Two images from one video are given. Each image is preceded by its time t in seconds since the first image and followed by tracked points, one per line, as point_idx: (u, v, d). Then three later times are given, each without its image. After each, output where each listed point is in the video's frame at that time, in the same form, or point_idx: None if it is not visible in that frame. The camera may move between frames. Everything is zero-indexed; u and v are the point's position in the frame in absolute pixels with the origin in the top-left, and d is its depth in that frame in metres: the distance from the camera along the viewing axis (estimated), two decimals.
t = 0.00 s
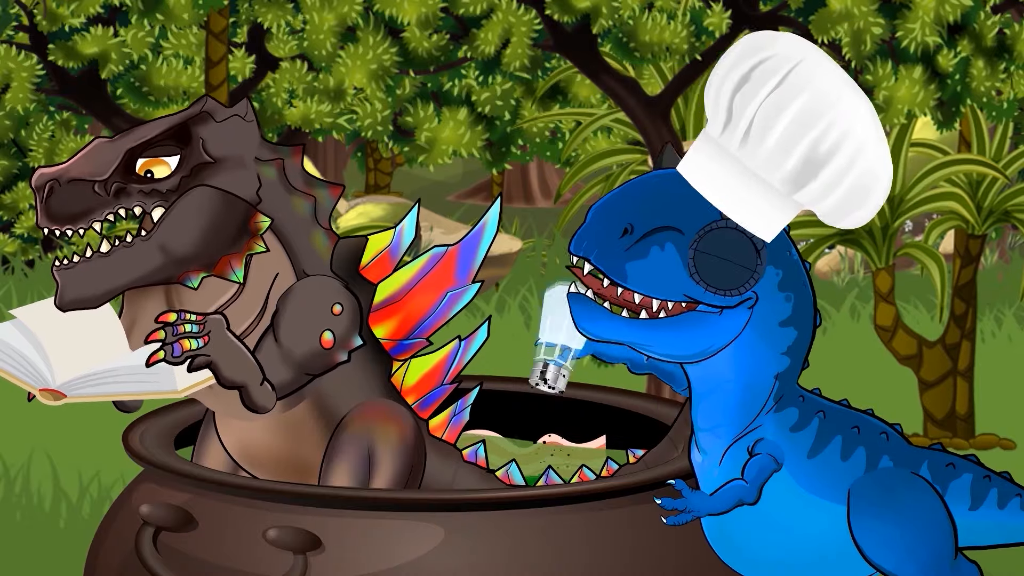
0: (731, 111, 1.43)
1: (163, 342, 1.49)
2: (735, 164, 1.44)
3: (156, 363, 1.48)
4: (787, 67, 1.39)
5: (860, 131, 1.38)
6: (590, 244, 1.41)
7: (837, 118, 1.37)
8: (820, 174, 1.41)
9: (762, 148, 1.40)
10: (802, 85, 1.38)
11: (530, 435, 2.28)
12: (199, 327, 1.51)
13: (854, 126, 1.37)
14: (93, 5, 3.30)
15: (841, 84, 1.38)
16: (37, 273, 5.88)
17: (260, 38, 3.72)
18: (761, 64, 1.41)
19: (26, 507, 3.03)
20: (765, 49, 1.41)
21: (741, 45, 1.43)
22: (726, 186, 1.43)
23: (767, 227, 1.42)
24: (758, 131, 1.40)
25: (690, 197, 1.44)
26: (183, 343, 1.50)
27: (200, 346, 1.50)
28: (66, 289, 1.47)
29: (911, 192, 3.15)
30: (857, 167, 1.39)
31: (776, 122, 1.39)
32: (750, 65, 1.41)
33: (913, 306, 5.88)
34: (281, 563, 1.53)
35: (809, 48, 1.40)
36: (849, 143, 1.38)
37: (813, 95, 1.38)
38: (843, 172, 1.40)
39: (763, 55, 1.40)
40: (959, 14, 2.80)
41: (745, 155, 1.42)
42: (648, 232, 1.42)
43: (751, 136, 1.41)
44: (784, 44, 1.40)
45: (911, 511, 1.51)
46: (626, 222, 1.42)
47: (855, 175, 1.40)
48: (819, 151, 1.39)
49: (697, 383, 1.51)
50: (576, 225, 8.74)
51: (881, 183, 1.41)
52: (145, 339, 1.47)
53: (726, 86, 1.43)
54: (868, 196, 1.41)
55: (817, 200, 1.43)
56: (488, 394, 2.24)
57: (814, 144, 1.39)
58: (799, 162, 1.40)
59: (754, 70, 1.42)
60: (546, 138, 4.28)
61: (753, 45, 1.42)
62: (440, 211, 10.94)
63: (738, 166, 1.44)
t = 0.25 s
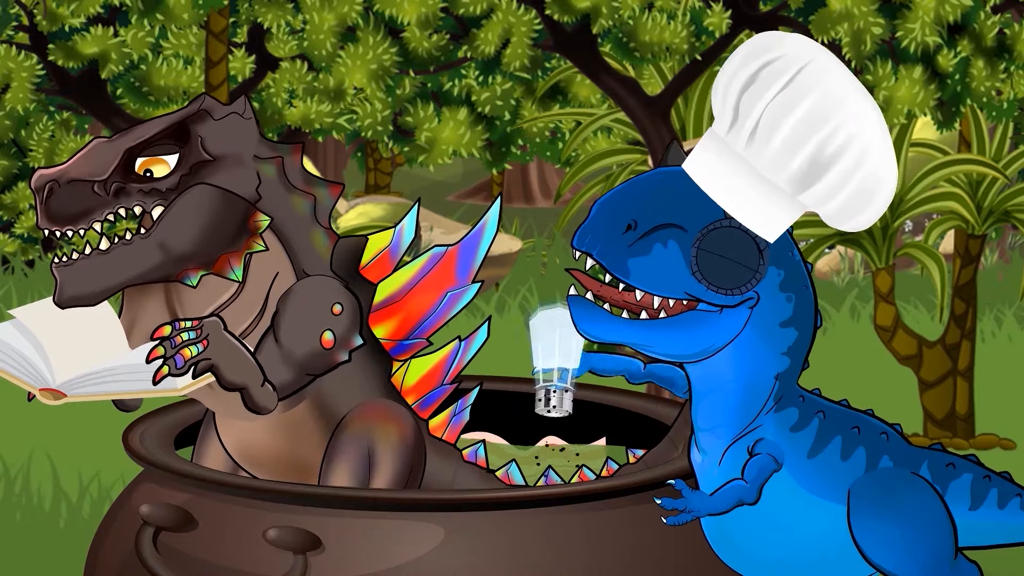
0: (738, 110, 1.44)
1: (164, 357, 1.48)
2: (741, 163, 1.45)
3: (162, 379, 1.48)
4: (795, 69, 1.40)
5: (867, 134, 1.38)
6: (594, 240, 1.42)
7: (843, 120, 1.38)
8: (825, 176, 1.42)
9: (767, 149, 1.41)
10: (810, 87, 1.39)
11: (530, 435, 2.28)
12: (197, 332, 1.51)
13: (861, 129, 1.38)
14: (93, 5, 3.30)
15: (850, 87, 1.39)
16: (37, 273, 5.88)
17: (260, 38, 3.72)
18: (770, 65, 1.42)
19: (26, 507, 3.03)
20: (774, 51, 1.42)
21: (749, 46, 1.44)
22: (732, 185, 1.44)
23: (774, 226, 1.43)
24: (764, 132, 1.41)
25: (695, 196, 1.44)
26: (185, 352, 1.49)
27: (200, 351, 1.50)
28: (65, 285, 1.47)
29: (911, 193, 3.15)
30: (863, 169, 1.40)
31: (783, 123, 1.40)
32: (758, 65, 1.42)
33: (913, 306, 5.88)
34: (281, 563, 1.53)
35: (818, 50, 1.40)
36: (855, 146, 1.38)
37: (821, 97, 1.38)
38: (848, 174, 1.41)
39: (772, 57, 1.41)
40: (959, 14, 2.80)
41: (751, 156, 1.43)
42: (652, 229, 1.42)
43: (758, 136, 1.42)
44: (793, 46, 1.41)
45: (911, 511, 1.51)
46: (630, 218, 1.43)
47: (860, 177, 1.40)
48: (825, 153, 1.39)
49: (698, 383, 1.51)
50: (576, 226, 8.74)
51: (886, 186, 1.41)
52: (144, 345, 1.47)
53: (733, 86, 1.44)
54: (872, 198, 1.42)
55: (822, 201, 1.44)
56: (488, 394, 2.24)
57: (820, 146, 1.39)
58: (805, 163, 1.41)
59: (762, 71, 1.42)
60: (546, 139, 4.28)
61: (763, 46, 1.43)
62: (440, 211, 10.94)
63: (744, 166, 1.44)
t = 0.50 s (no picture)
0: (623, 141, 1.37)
1: (167, 355, 1.49)
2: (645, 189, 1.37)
3: (166, 379, 1.49)
4: (658, 83, 1.32)
5: (752, 114, 1.30)
6: (545, 318, 1.36)
7: (725, 111, 1.30)
8: (729, 170, 1.33)
9: (666, 165, 1.33)
10: (678, 94, 1.31)
11: (530, 436, 2.28)
12: (198, 327, 1.51)
13: (746, 111, 1.30)
14: (93, 5, 3.30)
15: (717, 78, 1.31)
16: (37, 273, 5.88)
17: (260, 38, 3.72)
18: (635, 85, 1.34)
19: (26, 507, 3.03)
20: (635, 68, 1.34)
21: (614, 71, 1.37)
22: (645, 210, 1.37)
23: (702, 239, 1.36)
24: (656, 150, 1.33)
25: (625, 239, 1.37)
26: (186, 349, 1.50)
27: (201, 346, 1.50)
28: (66, 291, 1.48)
29: (911, 193, 3.15)
30: (762, 152, 1.31)
31: (670, 137, 1.32)
32: (626, 90, 1.35)
33: (913, 306, 5.88)
34: (281, 563, 1.53)
35: (669, 56, 1.33)
36: (746, 131, 1.30)
37: (693, 100, 1.31)
38: (749, 162, 1.32)
39: (636, 74, 1.34)
40: (959, 14, 2.80)
41: (652, 178, 1.35)
42: (594, 285, 1.36)
43: (651, 157, 1.34)
44: (654, 60, 1.34)
45: (911, 511, 1.52)
46: (569, 284, 1.36)
47: (764, 161, 1.32)
48: (720, 146, 1.32)
49: (693, 396, 1.48)
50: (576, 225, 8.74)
51: (791, 160, 1.33)
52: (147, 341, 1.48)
53: (611, 117, 1.37)
54: (783, 177, 1.33)
55: (738, 196, 1.35)
56: (488, 394, 2.24)
57: (712, 142, 1.31)
58: (706, 165, 1.33)
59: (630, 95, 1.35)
60: (546, 139, 4.28)
61: (626, 69, 1.36)
62: (440, 210, 10.94)
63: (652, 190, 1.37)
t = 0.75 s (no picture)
0: (719, 111, 1.44)
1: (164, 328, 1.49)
2: (726, 164, 1.45)
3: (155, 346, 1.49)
4: (770, 67, 1.40)
5: (849, 124, 1.39)
6: (591, 257, 1.42)
7: (825, 112, 1.38)
8: (812, 168, 1.42)
9: (752, 148, 1.42)
10: (788, 84, 1.40)
11: (530, 436, 2.28)
12: (202, 320, 1.51)
13: (844, 119, 1.39)
14: (93, 5, 3.30)
15: (830, 79, 1.40)
16: (37, 273, 5.88)
17: (260, 38, 3.71)
18: (746, 64, 1.42)
19: (26, 507, 3.03)
20: (749, 49, 1.42)
21: (719, 48, 1.44)
22: (717, 186, 1.44)
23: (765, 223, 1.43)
24: (746, 133, 1.41)
25: (685, 202, 1.44)
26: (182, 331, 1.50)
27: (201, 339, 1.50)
28: (68, 294, 1.47)
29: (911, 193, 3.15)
30: (850, 157, 1.40)
31: (765, 123, 1.40)
32: (734, 65, 1.43)
33: (913, 306, 5.88)
34: (281, 563, 1.53)
35: (790, 44, 1.41)
36: (839, 135, 1.39)
37: (798, 93, 1.39)
38: (834, 163, 1.41)
39: (747, 55, 1.42)
40: (959, 14, 2.80)
41: (737, 156, 1.43)
42: (646, 240, 1.42)
43: (742, 135, 1.42)
44: (767, 42, 1.42)
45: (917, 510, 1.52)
46: (625, 232, 1.42)
47: (848, 165, 1.41)
48: (810, 145, 1.40)
49: (705, 381, 1.52)
50: (576, 226, 8.74)
51: (872, 170, 1.41)
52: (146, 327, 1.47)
53: (712, 86, 1.44)
54: (861, 188, 1.42)
55: (811, 194, 1.44)
56: (488, 394, 2.25)
57: (804, 141, 1.40)
58: (791, 158, 1.41)
59: (738, 70, 1.43)
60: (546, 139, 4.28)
61: (737, 46, 1.43)
62: (440, 211, 10.94)
63: (727, 165, 1.45)
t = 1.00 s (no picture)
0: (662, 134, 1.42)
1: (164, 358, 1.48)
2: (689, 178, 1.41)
3: (166, 380, 1.48)
4: (693, 73, 1.37)
5: (787, 100, 1.34)
6: (594, 317, 1.40)
7: (760, 99, 1.34)
8: (772, 155, 1.37)
9: (707, 158, 1.38)
10: (715, 82, 1.36)
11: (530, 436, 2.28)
12: (196, 332, 1.51)
13: (780, 98, 1.34)
14: (93, 5, 3.30)
15: (748, 66, 1.36)
16: (37, 273, 5.88)
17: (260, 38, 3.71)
18: (670, 79, 1.39)
19: (27, 507, 3.03)
20: (667, 65, 1.40)
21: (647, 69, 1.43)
22: (688, 207, 1.41)
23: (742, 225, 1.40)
24: (697, 143, 1.37)
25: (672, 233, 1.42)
26: (185, 352, 1.49)
27: (201, 350, 1.50)
28: (65, 286, 1.47)
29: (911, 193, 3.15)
30: (801, 134, 1.35)
31: (709, 125, 1.36)
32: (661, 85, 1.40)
33: (913, 306, 5.88)
34: (281, 563, 1.53)
35: (709, 47, 1.38)
36: (783, 115, 1.34)
37: (728, 87, 1.35)
38: (791, 144, 1.36)
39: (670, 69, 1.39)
40: (959, 14, 2.80)
41: (695, 169, 1.40)
42: (640, 280, 1.40)
43: (691, 150, 1.39)
44: (683, 52, 1.39)
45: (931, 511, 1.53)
46: (618, 279, 1.40)
47: (803, 141, 1.36)
48: (759, 134, 1.35)
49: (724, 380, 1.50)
50: (576, 225, 8.73)
51: (828, 142, 1.36)
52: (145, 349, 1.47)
53: (649, 112, 1.42)
54: (824, 158, 1.37)
55: (780, 178, 1.38)
56: (488, 394, 2.25)
57: (751, 131, 1.35)
58: (746, 151, 1.36)
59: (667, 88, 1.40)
60: (546, 139, 4.28)
61: (657, 68, 1.41)
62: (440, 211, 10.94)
63: (691, 184, 1.41)
